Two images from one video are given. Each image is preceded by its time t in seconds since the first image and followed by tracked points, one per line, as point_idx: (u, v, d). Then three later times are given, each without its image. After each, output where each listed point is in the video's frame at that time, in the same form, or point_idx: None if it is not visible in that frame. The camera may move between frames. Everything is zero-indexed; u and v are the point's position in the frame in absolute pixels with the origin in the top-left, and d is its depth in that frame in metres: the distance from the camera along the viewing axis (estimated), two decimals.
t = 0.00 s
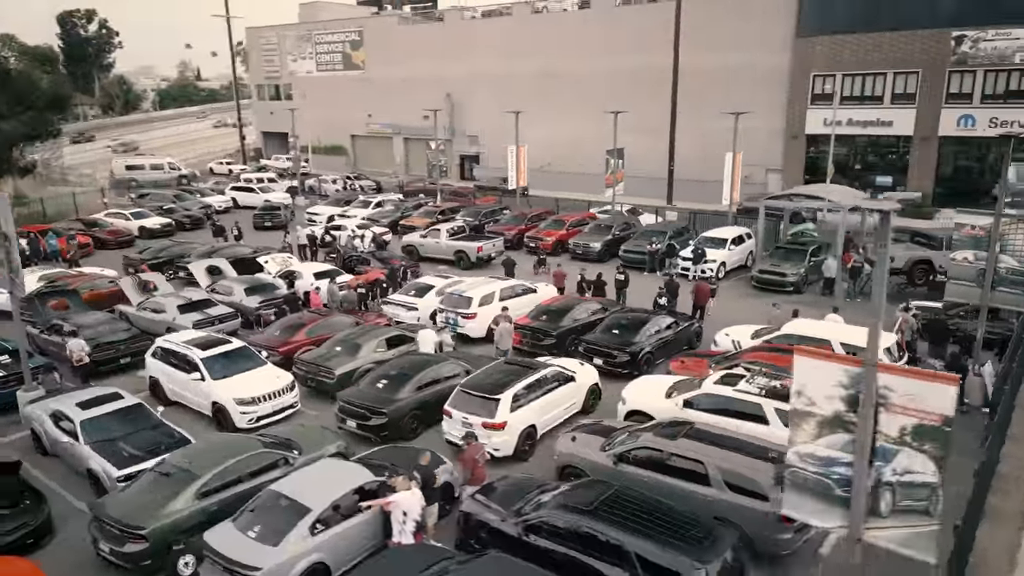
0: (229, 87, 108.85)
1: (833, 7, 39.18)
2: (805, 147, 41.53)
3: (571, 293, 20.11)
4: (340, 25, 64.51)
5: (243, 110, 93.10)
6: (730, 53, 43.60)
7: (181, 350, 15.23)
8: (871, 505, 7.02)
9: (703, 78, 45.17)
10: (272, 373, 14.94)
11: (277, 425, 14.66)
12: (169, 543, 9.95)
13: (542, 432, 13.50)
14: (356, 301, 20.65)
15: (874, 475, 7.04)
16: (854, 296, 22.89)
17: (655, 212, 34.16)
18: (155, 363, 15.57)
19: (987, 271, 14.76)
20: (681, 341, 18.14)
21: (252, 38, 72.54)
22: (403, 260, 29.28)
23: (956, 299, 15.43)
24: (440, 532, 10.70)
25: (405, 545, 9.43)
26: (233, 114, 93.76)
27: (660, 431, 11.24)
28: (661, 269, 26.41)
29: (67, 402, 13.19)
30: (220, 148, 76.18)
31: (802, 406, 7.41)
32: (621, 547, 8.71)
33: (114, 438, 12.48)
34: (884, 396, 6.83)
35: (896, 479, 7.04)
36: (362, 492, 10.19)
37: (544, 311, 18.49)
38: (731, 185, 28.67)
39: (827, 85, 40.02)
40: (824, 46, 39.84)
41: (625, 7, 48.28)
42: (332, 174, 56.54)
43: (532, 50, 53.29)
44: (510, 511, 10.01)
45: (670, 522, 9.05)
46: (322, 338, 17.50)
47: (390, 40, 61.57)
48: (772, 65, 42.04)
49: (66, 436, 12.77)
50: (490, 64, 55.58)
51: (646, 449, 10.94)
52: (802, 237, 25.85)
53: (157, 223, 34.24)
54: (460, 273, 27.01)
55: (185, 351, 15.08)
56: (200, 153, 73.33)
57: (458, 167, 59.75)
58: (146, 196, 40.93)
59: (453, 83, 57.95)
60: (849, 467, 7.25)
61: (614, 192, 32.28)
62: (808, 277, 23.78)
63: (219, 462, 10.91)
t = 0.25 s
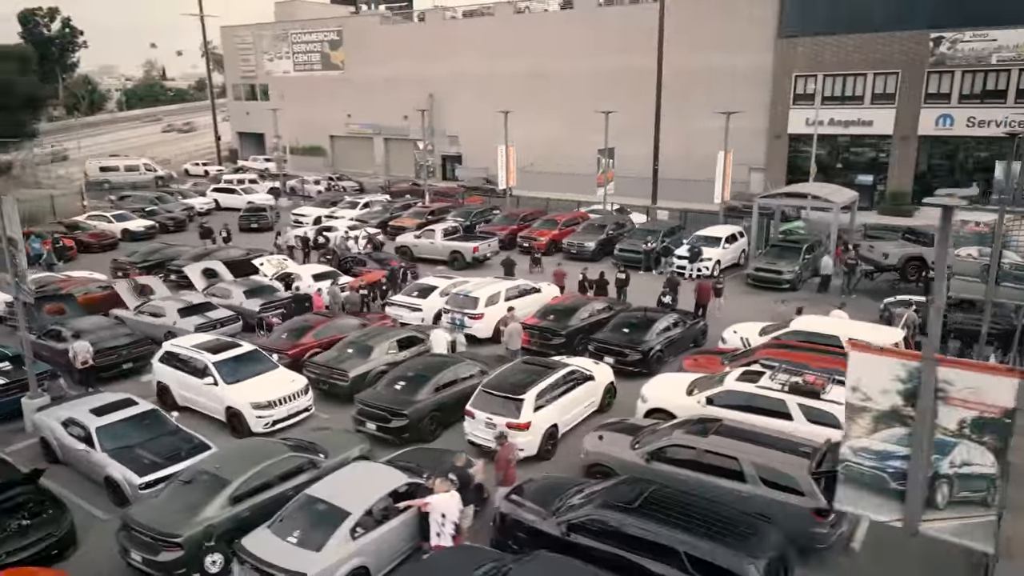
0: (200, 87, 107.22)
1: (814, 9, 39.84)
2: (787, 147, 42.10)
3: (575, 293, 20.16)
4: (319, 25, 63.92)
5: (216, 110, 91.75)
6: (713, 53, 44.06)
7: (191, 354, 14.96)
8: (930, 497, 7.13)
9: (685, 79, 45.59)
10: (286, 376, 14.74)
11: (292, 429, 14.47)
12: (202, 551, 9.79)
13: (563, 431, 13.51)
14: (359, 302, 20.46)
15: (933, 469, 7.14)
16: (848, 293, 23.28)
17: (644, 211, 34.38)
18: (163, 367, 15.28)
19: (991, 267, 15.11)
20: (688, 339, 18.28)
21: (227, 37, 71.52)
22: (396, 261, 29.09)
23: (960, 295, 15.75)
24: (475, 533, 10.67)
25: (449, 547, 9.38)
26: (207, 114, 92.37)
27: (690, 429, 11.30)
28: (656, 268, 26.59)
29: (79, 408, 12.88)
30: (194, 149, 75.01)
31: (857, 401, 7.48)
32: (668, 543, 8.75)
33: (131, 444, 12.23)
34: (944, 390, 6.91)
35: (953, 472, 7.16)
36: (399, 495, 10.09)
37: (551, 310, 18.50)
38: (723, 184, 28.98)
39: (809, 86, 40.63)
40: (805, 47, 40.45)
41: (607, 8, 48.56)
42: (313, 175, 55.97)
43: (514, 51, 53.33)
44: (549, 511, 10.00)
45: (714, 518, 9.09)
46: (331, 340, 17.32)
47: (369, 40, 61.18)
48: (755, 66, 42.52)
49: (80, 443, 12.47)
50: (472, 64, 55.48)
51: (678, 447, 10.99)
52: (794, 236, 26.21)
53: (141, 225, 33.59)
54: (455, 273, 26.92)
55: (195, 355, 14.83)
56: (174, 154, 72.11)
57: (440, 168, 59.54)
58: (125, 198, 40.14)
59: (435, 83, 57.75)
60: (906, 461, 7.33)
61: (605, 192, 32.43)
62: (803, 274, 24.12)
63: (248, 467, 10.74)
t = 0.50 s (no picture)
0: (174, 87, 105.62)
1: (797, 10, 40.34)
2: (772, 146, 42.53)
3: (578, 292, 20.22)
4: (299, 24, 63.29)
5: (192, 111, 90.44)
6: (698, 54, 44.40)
7: (200, 357, 14.73)
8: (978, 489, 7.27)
9: (671, 78, 45.90)
10: (299, 378, 14.58)
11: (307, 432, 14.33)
12: (234, 556, 9.67)
13: (582, 430, 13.54)
14: (361, 303, 20.32)
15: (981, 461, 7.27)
16: (843, 290, 23.61)
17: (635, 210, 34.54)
18: (171, 371, 15.02)
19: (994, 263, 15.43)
20: (694, 337, 18.41)
21: (204, 37, 70.49)
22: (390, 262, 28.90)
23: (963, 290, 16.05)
24: (507, 533, 10.63)
25: (487, 547, 9.34)
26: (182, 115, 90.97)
27: (717, 425, 11.37)
28: (652, 267, 26.73)
29: (92, 413, 12.62)
30: (171, 150, 73.82)
31: (904, 395, 7.59)
32: (710, 539, 8.78)
33: (149, 450, 12.02)
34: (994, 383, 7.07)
35: (1000, 463, 7.30)
36: (433, 496, 10.03)
37: (557, 310, 18.56)
38: (715, 183, 29.23)
39: (793, 86, 41.12)
40: (789, 48, 40.91)
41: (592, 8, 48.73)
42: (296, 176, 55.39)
43: (499, 50, 53.28)
44: (583, 510, 9.99)
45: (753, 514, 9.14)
46: (339, 341, 17.21)
47: (351, 39, 60.72)
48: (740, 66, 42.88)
49: (94, 449, 12.22)
50: (456, 64, 55.32)
51: (706, 443, 11.04)
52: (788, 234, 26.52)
53: (126, 227, 32.97)
54: (452, 274, 26.83)
55: (205, 358, 14.61)
56: (150, 155, 70.89)
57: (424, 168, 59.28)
58: (107, 199, 39.36)
59: (419, 82, 57.48)
60: (953, 453, 7.46)
61: (597, 191, 32.52)
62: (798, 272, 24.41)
63: (275, 469, 10.61)
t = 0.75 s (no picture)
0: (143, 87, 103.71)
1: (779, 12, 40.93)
2: (755, 145, 43.05)
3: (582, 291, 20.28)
4: (276, 23, 62.56)
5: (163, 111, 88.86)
6: (680, 54, 44.79)
7: (213, 360, 14.50)
8: None
9: (654, 78, 46.24)
10: (315, 381, 14.43)
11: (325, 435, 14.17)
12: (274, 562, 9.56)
13: (603, 429, 13.59)
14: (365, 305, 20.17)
15: None
16: (837, 287, 24.04)
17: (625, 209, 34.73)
18: (182, 375, 14.77)
19: (995, 258, 15.84)
20: (700, 334, 18.58)
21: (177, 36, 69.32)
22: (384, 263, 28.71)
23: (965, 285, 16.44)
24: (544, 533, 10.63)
25: (531, 547, 9.32)
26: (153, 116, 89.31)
27: (746, 421, 11.47)
28: (647, 266, 26.91)
29: (108, 420, 12.36)
30: (144, 151, 72.43)
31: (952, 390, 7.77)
32: (756, 534, 8.86)
33: (171, 455, 11.81)
34: None
35: None
36: (472, 497, 9.98)
37: (565, 309, 18.59)
38: (706, 182, 29.53)
39: (775, 86, 41.68)
40: (771, 48, 41.45)
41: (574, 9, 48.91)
42: (276, 177, 54.70)
43: (481, 50, 53.21)
44: (622, 507, 10.04)
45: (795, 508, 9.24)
46: (349, 343, 17.08)
47: (330, 39, 60.19)
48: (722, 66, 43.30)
49: (113, 456, 11.98)
50: (437, 64, 55.13)
51: (736, 440, 11.13)
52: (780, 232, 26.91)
53: (110, 230, 32.27)
54: (448, 274, 26.74)
55: (218, 361, 14.39)
56: (122, 156, 69.44)
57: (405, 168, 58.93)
58: (85, 202, 38.47)
59: (400, 82, 57.16)
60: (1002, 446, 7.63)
61: (588, 191, 32.65)
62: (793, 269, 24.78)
63: (308, 472, 10.50)
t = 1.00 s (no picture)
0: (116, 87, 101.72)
1: (762, 13, 41.36)
2: (740, 145, 43.42)
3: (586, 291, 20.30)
4: (255, 22, 61.76)
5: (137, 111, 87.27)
6: (665, 54, 45.07)
7: (224, 363, 14.30)
8: None
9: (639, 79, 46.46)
10: (329, 383, 14.32)
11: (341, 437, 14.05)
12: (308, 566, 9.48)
13: (620, 426, 13.65)
14: (368, 306, 20.02)
15: None
16: (831, 284, 24.40)
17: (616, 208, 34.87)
18: (192, 379, 14.55)
19: (996, 255, 16.19)
20: (706, 332, 18.71)
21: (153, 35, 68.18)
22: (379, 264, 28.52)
23: (966, 281, 16.77)
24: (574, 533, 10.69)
25: (569, 547, 9.34)
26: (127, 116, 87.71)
27: (770, 417, 11.59)
28: (643, 265, 27.08)
29: (125, 425, 12.17)
30: (119, 152, 71.08)
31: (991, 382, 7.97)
32: (794, 529, 8.95)
33: (191, 460, 11.65)
34: None
35: None
36: (505, 498, 9.98)
37: (571, 308, 18.63)
38: (698, 182, 29.77)
39: (760, 87, 42.11)
40: (755, 49, 41.83)
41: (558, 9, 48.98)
42: (258, 178, 54.01)
43: (465, 51, 53.06)
44: (656, 505, 10.10)
45: (832, 501, 9.31)
46: (358, 344, 16.97)
47: (311, 38, 59.61)
48: (707, 67, 43.58)
49: (129, 462, 11.76)
50: (420, 64, 54.86)
51: (762, 436, 11.24)
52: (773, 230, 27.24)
53: (95, 232, 31.62)
54: (445, 275, 26.65)
55: (229, 365, 14.19)
56: (97, 158, 68.07)
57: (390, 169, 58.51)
58: (66, 204, 37.67)
59: (383, 82, 56.77)
60: None
61: (580, 190, 32.73)
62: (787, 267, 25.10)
63: (337, 474, 10.41)
